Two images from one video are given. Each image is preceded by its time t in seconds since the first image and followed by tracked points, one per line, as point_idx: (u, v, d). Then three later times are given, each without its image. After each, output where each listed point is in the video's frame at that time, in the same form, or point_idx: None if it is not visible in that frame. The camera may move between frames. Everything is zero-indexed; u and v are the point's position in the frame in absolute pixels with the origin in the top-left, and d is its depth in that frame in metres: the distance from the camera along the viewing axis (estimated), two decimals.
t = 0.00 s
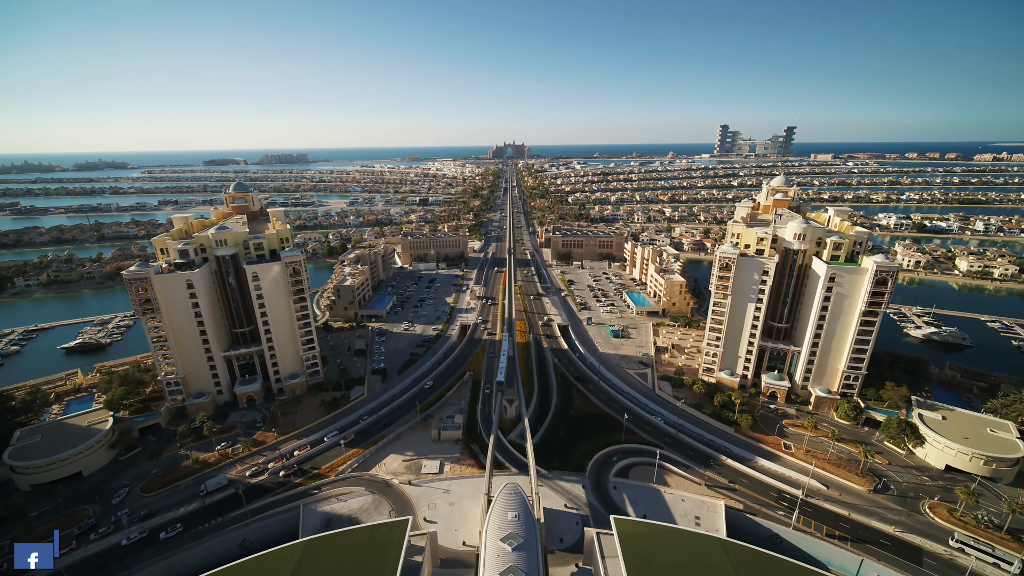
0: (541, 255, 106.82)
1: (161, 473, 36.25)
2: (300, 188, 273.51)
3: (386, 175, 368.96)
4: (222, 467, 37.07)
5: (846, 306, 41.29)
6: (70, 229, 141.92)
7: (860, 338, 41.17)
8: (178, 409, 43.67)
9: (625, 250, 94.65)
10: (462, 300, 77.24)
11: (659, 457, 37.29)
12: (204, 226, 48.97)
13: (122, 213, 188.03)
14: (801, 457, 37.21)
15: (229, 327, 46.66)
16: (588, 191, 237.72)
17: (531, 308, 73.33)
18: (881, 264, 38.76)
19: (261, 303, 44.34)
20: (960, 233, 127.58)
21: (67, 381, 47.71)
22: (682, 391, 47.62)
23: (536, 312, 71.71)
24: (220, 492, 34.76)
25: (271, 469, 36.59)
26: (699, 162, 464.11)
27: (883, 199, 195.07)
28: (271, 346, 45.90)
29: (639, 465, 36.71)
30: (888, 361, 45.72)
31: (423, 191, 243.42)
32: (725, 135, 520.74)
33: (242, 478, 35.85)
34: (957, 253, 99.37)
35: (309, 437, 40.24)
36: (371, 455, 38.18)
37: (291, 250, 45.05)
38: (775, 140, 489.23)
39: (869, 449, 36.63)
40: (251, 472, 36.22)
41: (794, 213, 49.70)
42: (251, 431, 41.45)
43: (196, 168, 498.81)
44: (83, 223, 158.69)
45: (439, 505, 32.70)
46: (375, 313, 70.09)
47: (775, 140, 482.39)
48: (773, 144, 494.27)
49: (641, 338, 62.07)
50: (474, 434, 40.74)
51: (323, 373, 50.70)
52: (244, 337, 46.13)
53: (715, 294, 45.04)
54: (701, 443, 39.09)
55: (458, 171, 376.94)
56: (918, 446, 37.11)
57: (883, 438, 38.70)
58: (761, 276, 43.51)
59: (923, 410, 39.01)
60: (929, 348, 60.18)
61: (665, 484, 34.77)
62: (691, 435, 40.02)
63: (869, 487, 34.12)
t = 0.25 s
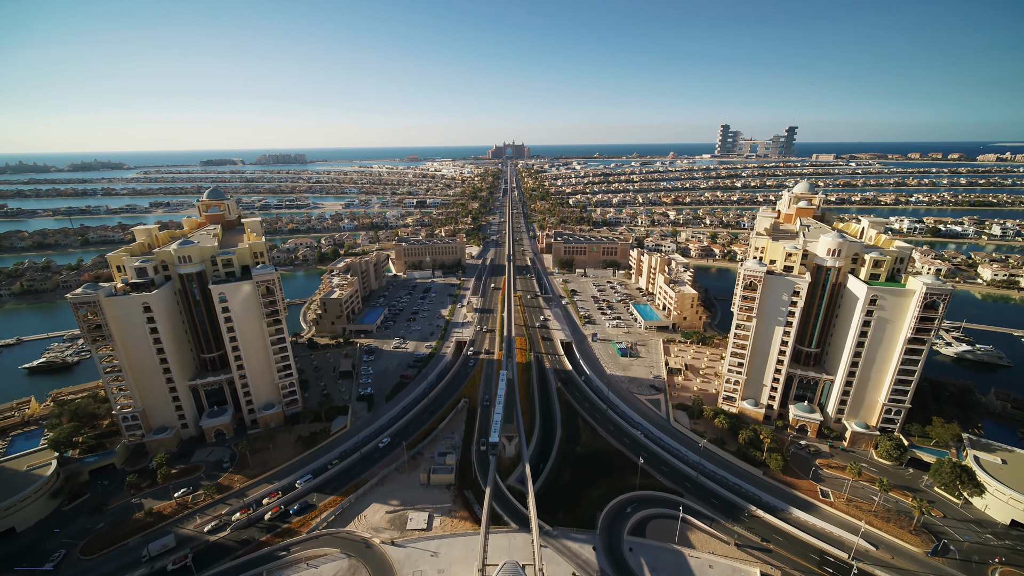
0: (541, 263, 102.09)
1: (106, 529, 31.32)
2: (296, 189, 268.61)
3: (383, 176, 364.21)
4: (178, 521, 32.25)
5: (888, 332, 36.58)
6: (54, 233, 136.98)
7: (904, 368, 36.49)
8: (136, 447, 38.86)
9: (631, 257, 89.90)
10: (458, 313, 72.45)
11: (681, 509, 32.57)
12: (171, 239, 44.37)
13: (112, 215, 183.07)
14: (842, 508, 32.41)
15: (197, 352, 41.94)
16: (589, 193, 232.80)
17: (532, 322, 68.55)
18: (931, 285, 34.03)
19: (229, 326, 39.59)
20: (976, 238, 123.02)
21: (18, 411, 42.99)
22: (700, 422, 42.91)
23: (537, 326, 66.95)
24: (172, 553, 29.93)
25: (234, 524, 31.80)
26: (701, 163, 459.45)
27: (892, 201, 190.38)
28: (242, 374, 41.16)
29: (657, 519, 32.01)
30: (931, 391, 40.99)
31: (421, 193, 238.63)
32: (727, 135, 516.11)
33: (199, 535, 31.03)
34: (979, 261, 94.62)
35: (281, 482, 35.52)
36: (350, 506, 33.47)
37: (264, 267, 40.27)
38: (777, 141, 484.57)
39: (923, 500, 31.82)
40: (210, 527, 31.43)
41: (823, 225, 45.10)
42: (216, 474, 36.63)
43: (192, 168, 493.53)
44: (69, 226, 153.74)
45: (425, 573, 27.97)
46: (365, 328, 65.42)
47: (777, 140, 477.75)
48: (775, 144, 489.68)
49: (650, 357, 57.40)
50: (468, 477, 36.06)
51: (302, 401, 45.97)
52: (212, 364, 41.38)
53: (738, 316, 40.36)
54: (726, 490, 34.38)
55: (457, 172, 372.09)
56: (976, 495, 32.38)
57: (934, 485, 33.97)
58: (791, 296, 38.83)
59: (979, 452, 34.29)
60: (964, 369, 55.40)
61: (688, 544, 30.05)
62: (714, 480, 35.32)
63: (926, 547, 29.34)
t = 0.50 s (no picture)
0: (541, 265, 100.99)
1: (90, 546, 30.15)
2: (295, 190, 267.54)
3: (383, 176, 363.33)
4: (165, 537, 31.07)
5: (901, 340, 35.43)
6: (50, 233, 135.80)
7: (916, 377, 35.37)
8: (125, 457, 37.72)
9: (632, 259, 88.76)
10: (457, 317, 71.31)
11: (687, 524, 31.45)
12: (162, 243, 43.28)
13: (109, 216, 181.84)
14: (853, 523, 31.31)
15: (188, 359, 40.82)
16: (589, 193, 231.57)
17: (532, 325, 67.39)
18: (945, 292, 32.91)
19: (220, 333, 38.45)
20: (980, 240, 121.99)
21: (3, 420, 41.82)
22: (705, 431, 41.82)
23: (537, 330, 65.79)
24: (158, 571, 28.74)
25: (223, 540, 30.61)
26: (701, 163, 458.36)
27: (894, 201, 189.26)
28: (234, 382, 40.01)
29: (662, 535, 30.93)
30: (943, 400, 39.86)
31: (420, 193, 237.42)
32: (727, 135, 515.09)
33: (186, 553, 29.84)
34: (984, 263, 93.46)
35: (273, 494, 34.39)
36: (344, 521, 32.33)
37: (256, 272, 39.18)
38: (778, 141, 483.48)
39: (938, 516, 30.70)
40: (198, 544, 30.27)
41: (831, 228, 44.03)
42: (206, 486, 35.47)
43: (192, 168, 492.41)
44: (66, 227, 152.64)
45: None
46: (362, 332, 64.36)
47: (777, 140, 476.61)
48: (775, 144, 488.47)
49: (653, 362, 56.33)
50: (467, 490, 34.99)
51: (297, 409, 44.81)
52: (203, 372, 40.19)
53: (745, 323, 39.22)
54: (733, 503, 33.27)
55: (457, 172, 370.95)
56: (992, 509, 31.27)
57: (947, 498, 32.89)
58: (800, 303, 37.69)
59: (994, 464, 33.20)
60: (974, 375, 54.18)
61: (694, 562, 28.96)
62: (720, 493, 34.22)
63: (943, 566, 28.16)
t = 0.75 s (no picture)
0: (541, 266, 100.14)
1: (77, 560, 29.25)
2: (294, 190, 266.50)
3: (383, 176, 362.66)
4: (156, 550, 30.21)
5: (910, 347, 34.55)
6: (46, 234, 134.78)
7: (926, 384, 34.54)
8: (115, 466, 36.81)
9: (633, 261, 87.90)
10: (456, 319, 70.42)
11: (692, 537, 30.56)
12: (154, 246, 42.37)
13: (106, 217, 180.73)
14: (863, 535, 30.42)
15: (180, 365, 39.91)
16: (590, 194, 230.64)
17: (532, 328, 66.49)
18: (957, 297, 32.12)
19: (213, 339, 37.55)
20: (983, 240, 121.29)
21: None
22: (709, 439, 40.95)
23: (537, 334, 64.87)
24: None
25: (214, 552, 29.74)
26: (701, 163, 457.57)
27: (896, 202, 188.47)
28: (228, 389, 39.13)
29: (667, 548, 30.04)
30: (953, 408, 39.01)
31: (420, 194, 236.43)
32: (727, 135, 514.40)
33: (177, 567, 28.96)
34: (988, 264, 92.61)
35: (267, 505, 33.52)
36: (339, 533, 31.45)
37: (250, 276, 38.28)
38: (778, 141, 482.87)
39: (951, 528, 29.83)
40: (189, 557, 29.36)
41: (837, 232, 43.25)
42: (198, 496, 34.56)
43: (191, 168, 491.49)
44: (64, 228, 151.78)
45: None
46: (360, 335, 63.46)
47: (777, 140, 475.97)
48: (775, 144, 487.62)
49: (655, 367, 55.49)
50: (466, 500, 34.14)
51: (292, 415, 43.91)
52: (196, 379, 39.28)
53: (750, 328, 38.32)
54: (739, 515, 32.41)
55: (457, 172, 370.03)
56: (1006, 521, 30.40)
57: (959, 509, 32.08)
58: (806, 308, 36.79)
59: (1008, 475, 32.31)
60: (982, 379, 53.31)
61: None
62: (726, 504, 33.33)
63: None
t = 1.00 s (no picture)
0: (541, 268, 99.09)
1: None
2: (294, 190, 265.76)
3: (382, 176, 361.87)
4: (143, 566, 29.19)
5: (922, 355, 33.55)
6: (43, 235, 133.87)
7: (938, 393, 33.53)
8: (105, 478, 35.81)
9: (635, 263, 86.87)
10: (455, 323, 69.39)
11: (699, 553, 29.54)
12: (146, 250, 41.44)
13: (105, 217, 179.96)
14: (875, 551, 29.40)
15: (172, 373, 38.91)
16: (590, 194, 229.59)
17: (533, 332, 65.44)
18: (971, 304, 31.17)
19: (205, 346, 36.56)
20: (987, 242, 120.34)
21: None
22: (714, 448, 39.97)
23: (538, 338, 63.83)
24: None
25: (204, 569, 28.66)
26: (701, 163, 456.70)
27: (898, 202, 187.47)
28: (221, 396, 38.14)
29: (672, 564, 29.04)
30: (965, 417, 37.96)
31: (419, 194, 235.56)
32: (727, 135, 513.52)
33: None
34: (993, 267, 91.63)
35: (259, 518, 32.51)
36: (333, 548, 30.39)
37: (243, 281, 37.28)
38: (778, 141, 482.02)
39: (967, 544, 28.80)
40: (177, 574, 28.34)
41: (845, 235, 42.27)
42: (189, 509, 33.55)
43: (190, 168, 490.83)
44: (61, 228, 150.89)
45: None
46: (357, 339, 62.43)
47: (778, 140, 475.03)
48: (776, 144, 486.67)
49: (658, 372, 54.49)
50: (464, 512, 33.16)
51: (287, 423, 42.90)
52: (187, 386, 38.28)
53: (756, 335, 37.32)
54: (746, 528, 31.38)
55: (457, 172, 369.09)
56: None
57: (974, 522, 31.05)
58: (814, 314, 35.80)
59: None
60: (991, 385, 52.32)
61: None
62: (733, 517, 32.31)
63: None
